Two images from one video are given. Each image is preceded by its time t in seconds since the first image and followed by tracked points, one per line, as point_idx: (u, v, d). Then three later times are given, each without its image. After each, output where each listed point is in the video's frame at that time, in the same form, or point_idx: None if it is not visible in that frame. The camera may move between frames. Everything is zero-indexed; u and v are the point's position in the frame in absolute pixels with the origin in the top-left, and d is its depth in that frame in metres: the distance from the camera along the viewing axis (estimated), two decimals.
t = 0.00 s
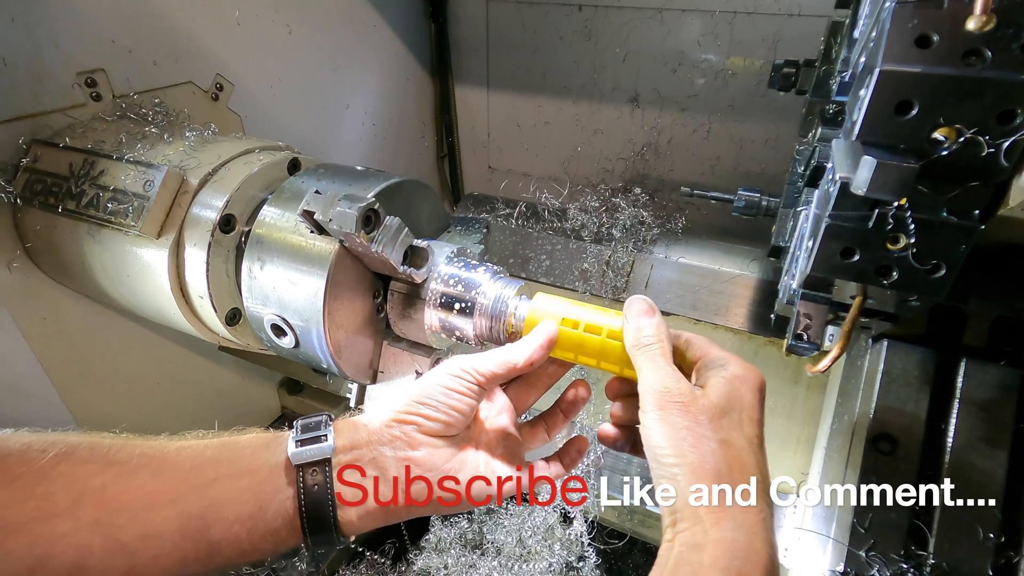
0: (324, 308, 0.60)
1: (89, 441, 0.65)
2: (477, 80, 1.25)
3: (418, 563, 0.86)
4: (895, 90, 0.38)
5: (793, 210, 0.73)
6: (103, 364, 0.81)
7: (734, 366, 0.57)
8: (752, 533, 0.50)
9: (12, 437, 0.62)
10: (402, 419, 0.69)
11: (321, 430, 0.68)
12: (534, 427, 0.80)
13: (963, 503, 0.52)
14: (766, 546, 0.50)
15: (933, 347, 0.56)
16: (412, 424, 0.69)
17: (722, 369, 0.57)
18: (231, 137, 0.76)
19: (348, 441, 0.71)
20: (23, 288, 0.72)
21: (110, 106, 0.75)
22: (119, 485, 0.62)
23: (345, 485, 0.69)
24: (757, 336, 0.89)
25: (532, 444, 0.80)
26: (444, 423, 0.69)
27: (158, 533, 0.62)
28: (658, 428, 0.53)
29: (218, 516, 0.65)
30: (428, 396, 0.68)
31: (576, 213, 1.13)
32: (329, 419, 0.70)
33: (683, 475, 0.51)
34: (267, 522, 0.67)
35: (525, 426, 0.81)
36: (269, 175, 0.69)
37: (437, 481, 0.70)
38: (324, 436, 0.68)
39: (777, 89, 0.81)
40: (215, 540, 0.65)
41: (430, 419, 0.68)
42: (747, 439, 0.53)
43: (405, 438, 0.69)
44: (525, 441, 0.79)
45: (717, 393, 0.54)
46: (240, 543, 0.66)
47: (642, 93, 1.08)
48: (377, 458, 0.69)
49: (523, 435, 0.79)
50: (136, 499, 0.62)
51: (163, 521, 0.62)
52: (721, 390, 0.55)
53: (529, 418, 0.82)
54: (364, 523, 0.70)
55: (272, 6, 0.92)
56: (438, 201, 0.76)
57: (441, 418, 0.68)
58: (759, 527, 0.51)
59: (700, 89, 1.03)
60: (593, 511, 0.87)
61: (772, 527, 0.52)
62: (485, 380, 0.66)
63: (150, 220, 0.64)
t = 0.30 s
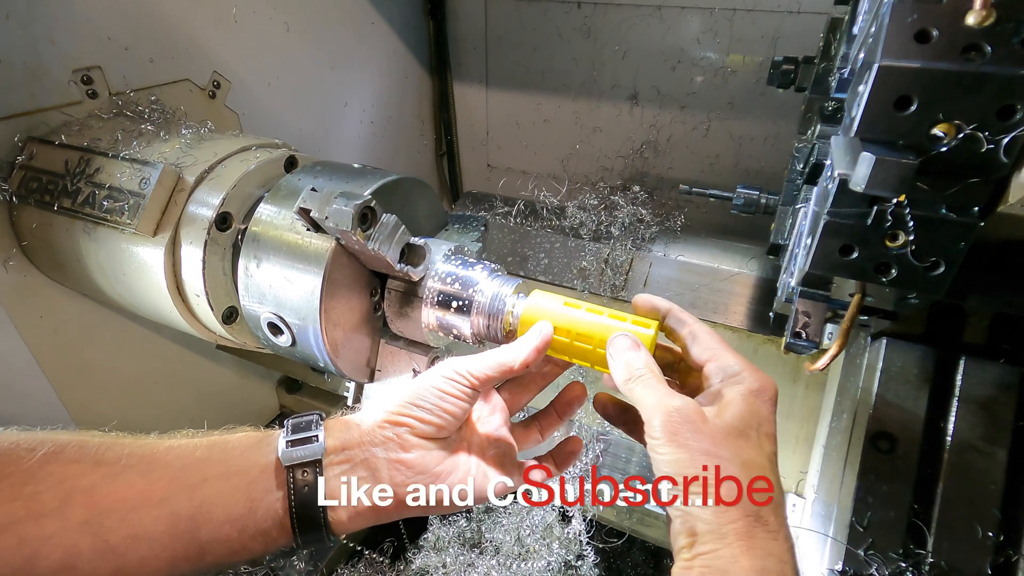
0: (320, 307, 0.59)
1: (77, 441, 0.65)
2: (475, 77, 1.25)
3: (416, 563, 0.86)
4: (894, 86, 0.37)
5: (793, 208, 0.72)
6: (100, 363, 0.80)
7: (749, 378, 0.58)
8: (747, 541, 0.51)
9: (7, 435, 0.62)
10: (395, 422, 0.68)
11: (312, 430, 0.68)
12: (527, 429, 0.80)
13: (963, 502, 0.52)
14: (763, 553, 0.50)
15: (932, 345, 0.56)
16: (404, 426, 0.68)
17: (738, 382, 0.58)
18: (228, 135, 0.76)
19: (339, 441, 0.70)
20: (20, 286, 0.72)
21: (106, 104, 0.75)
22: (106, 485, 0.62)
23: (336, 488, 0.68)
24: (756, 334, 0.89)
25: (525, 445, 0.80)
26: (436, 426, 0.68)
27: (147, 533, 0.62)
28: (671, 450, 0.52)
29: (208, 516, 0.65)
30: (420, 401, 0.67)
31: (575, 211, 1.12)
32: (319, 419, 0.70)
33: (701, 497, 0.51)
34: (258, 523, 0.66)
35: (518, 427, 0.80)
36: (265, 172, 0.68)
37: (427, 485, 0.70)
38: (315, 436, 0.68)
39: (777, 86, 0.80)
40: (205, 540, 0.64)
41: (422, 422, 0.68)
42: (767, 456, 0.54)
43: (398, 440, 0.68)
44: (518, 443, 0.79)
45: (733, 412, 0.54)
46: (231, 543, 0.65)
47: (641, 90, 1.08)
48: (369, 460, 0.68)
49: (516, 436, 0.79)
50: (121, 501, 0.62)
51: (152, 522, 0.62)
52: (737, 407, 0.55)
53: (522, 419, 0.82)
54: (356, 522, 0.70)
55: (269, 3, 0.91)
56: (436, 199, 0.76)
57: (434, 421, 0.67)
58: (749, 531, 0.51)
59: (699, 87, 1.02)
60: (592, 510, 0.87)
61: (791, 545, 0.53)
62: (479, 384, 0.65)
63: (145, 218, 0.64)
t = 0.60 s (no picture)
0: (322, 305, 0.59)
1: (80, 438, 0.64)
2: (476, 76, 1.25)
3: (418, 562, 0.86)
4: (900, 82, 0.37)
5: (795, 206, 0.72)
6: (100, 361, 0.80)
7: (758, 371, 0.58)
8: (757, 535, 0.49)
9: (8, 433, 0.61)
10: (399, 417, 0.69)
11: (315, 426, 0.68)
12: (529, 425, 0.80)
13: (967, 499, 0.52)
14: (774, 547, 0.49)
15: (936, 343, 0.55)
16: (408, 421, 0.69)
17: (747, 376, 0.57)
18: (228, 132, 0.76)
19: (342, 437, 0.70)
20: (20, 285, 0.71)
21: (106, 102, 0.75)
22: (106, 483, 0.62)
23: (339, 483, 0.68)
24: (758, 332, 0.89)
25: (528, 442, 0.79)
26: (439, 421, 0.68)
27: (150, 531, 0.62)
28: (681, 447, 0.52)
29: (212, 512, 0.65)
30: (423, 397, 0.67)
31: (576, 209, 1.12)
32: (322, 416, 0.70)
33: (716, 497, 0.50)
34: (261, 519, 0.66)
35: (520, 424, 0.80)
36: (266, 170, 0.68)
37: (430, 482, 0.70)
38: (318, 433, 0.68)
39: (779, 83, 0.80)
40: (208, 538, 0.64)
41: (426, 416, 0.68)
42: (776, 449, 0.53)
43: (401, 435, 0.69)
44: (519, 440, 0.79)
45: (742, 407, 0.54)
46: (234, 540, 0.66)
47: (642, 89, 1.07)
48: (372, 455, 0.69)
49: (519, 433, 0.79)
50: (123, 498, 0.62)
51: (154, 520, 0.62)
52: (745, 400, 0.55)
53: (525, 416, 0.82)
54: (360, 519, 0.69)
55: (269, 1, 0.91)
56: (437, 198, 0.76)
57: (438, 416, 0.68)
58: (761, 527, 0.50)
59: (700, 85, 1.02)
60: (594, 508, 0.86)
61: (804, 540, 0.52)
62: (484, 379, 0.65)
63: (146, 215, 0.63)
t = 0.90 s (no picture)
0: (323, 304, 0.59)
1: (84, 436, 0.64)
2: (476, 74, 1.25)
3: (419, 560, 0.86)
4: (903, 80, 0.37)
5: (796, 204, 0.72)
6: (101, 360, 0.80)
7: (755, 366, 0.58)
8: (747, 523, 0.49)
9: (11, 430, 0.61)
10: (399, 414, 0.69)
11: (317, 423, 0.68)
12: (532, 423, 0.79)
13: (969, 498, 0.52)
14: (762, 535, 0.49)
15: (938, 342, 0.55)
16: (409, 417, 0.69)
17: (743, 370, 0.57)
18: (229, 131, 0.76)
19: (344, 434, 0.70)
20: (20, 284, 0.71)
21: (106, 100, 0.75)
22: (112, 479, 0.62)
23: (341, 480, 0.69)
24: (759, 332, 0.89)
25: (529, 440, 0.79)
26: (440, 419, 0.68)
27: (156, 527, 0.62)
28: (677, 442, 0.52)
29: (215, 509, 0.65)
30: (425, 395, 0.67)
31: (577, 208, 1.12)
32: (324, 413, 0.70)
33: (711, 490, 0.50)
34: (264, 516, 0.66)
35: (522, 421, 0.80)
36: (267, 169, 0.68)
37: (432, 478, 0.70)
38: (320, 430, 0.68)
39: (780, 82, 0.80)
40: (213, 535, 0.65)
41: (427, 413, 0.68)
42: (770, 442, 0.53)
43: (402, 432, 0.69)
44: (521, 437, 0.79)
45: (738, 400, 0.54)
46: (238, 536, 0.66)
47: (643, 88, 1.07)
48: (374, 451, 0.69)
49: (521, 431, 0.79)
50: (129, 494, 0.62)
51: (159, 516, 0.62)
52: (743, 394, 0.55)
53: (528, 414, 0.81)
54: (362, 516, 0.69)
55: None
56: (439, 196, 0.76)
57: (438, 413, 0.68)
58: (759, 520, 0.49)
59: (701, 84, 1.02)
60: (595, 507, 0.86)
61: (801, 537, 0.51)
62: (484, 378, 0.65)
63: (147, 215, 0.63)
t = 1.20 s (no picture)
0: (321, 302, 0.59)
1: (90, 434, 0.64)
2: (474, 72, 1.24)
3: (417, 559, 0.86)
4: (902, 77, 0.37)
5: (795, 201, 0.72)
6: (99, 359, 0.80)
7: (734, 346, 0.56)
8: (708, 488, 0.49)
9: (15, 429, 0.61)
10: (400, 408, 0.69)
11: (321, 420, 0.68)
12: (537, 419, 0.78)
13: (967, 495, 0.52)
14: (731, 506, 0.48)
15: (937, 340, 0.55)
16: (411, 412, 0.69)
17: (722, 349, 0.56)
18: (226, 129, 0.75)
19: (348, 430, 0.71)
20: (16, 284, 0.71)
21: (102, 99, 0.74)
22: (117, 477, 0.61)
23: (345, 475, 0.69)
24: (758, 329, 0.89)
25: (534, 435, 0.78)
26: (443, 413, 0.69)
27: (162, 524, 0.62)
28: (657, 413, 0.52)
29: (221, 505, 0.65)
30: (425, 390, 0.68)
31: (576, 206, 1.12)
32: (329, 410, 0.70)
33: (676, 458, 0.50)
34: (270, 512, 0.67)
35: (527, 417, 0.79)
36: (264, 167, 0.68)
37: (435, 471, 0.70)
38: (324, 426, 0.68)
39: (778, 79, 0.80)
40: (219, 531, 0.65)
41: (428, 408, 0.68)
42: (744, 414, 0.52)
43: (403, 426, 0.69)
44: (526, 433, 0.78)
45: (714, 372, 0.53)
46: (244, 532, 0.66)
47: (641, 85, 1.07)
48: (377, 445, 0.70)
49: (526, 427, 0.78)
50: (135, 491, 0.62)
51: (166, 513, 0.62)
52: (718, 366, 0.53)
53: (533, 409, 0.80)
54: (368, 511, 0.70)
55: None
56: (437, 194, 0.75)
57: (439, 408, 0.68)
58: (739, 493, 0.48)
59: (700, 81, 1.02)
60: (593, 505, 0.86)
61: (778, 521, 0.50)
62: (484, 374, 0.64)
63: (143, 214, 0.63)
